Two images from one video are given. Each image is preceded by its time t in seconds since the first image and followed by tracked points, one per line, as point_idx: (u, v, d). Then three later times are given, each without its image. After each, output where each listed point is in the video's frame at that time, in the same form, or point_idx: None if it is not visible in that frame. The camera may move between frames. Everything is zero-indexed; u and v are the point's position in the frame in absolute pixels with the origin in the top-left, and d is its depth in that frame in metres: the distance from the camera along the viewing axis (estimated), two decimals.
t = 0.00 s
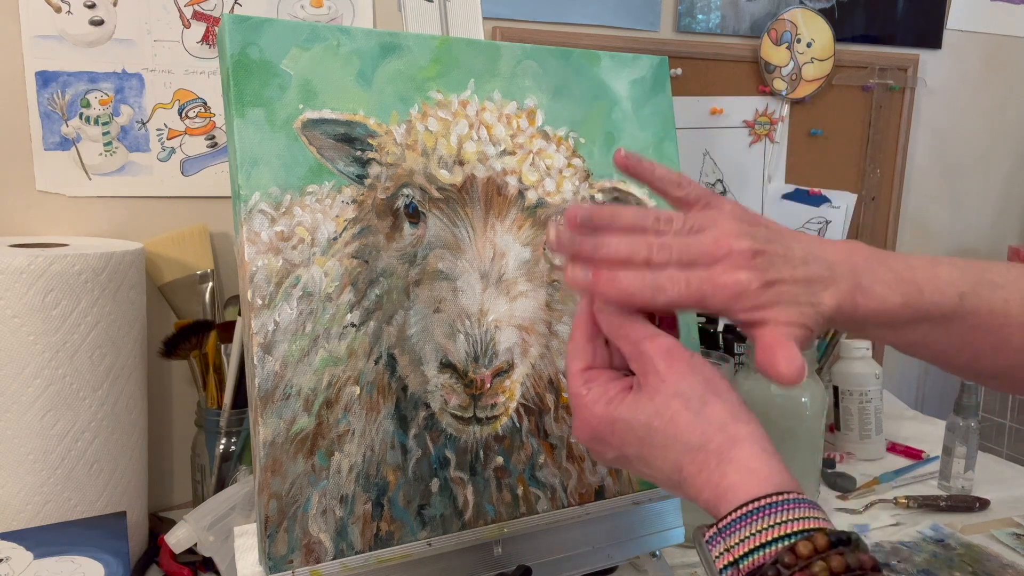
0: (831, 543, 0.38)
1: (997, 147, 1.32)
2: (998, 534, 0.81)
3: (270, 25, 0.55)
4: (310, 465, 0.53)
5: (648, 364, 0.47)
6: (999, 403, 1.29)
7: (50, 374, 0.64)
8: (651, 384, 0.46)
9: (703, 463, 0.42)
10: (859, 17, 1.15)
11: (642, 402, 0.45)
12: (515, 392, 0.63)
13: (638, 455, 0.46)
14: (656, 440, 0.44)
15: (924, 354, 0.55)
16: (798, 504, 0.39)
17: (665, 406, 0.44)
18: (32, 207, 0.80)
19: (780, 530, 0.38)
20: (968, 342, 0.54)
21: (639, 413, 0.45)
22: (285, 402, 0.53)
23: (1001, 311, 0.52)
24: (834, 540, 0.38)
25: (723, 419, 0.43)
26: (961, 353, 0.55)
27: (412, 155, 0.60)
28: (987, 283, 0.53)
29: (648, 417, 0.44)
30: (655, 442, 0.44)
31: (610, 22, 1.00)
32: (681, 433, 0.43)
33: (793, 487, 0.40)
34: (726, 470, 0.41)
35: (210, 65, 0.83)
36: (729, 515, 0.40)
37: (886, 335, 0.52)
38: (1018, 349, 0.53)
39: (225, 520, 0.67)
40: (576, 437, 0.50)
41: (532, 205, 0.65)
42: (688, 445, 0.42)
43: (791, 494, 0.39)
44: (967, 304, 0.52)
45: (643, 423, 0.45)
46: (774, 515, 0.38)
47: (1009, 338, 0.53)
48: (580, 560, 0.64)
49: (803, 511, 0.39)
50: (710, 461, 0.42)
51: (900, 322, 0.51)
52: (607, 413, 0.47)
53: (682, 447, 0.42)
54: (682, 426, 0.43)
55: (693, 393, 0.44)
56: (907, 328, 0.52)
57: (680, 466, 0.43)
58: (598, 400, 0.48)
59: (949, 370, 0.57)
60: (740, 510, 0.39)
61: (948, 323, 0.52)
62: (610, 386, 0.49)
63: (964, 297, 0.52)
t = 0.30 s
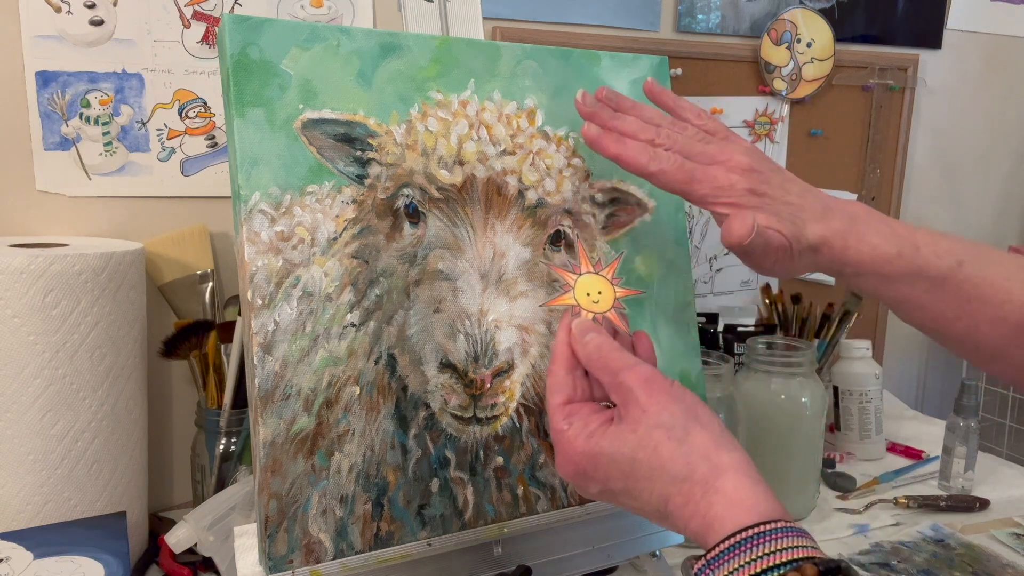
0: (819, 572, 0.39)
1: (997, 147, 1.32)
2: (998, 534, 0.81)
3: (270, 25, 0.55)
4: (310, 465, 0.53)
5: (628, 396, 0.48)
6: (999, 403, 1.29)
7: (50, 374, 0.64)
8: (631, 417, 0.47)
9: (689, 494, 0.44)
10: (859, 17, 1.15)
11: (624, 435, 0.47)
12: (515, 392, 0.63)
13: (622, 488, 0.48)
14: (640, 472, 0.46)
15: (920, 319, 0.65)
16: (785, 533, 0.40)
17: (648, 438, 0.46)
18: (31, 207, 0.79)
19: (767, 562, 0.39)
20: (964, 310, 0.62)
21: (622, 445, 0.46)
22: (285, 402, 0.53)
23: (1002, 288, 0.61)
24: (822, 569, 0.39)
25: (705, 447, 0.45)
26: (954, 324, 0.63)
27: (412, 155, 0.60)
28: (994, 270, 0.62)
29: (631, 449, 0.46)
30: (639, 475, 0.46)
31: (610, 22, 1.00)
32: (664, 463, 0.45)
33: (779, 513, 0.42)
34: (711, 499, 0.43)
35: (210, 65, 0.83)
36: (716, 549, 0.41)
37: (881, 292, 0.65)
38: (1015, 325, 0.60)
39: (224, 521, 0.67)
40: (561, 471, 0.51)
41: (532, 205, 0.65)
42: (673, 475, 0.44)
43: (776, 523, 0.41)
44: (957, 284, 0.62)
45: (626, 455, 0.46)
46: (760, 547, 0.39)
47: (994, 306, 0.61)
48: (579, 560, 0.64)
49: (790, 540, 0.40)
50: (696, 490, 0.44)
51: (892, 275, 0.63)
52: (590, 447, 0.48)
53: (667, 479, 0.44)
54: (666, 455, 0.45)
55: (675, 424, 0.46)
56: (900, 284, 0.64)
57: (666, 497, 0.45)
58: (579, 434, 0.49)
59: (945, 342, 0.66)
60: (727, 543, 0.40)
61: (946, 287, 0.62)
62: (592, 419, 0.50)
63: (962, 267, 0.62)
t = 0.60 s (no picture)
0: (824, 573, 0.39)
1: (997, 147, 1.32)
2: (998, 534, 0.81)
3: (270, 25, 0.55)
4: (310, 465, 0.53)
5: (632, 396, 0.48)
6: (999, 403, 1.29)
7: (50, 374, 0.64)
8: (635, 416, 0.48)
9: (693, 494, 0.44)
10: (859, 17, 1.15)
11: (628, 434, 0.47)
12: (515, 392, 0.63)
13: (627, 489, 0.48)
14: (645, 472, 0.46)
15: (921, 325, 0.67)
16: (790, 534, 0.40)
17: (652, 438, 0.46)
18: (31, 207, 0.80)
19: (773, 562, 0.39)
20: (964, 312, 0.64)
21: (627, 445, 0.46)
22: (285, 402, 0.53)
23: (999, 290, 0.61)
24: (827, 569, 0.39)
25: (709, 447, 0.45)
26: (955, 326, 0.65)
27: (412, 155, 0.60)
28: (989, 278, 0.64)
29: (635, 449, 0.46)
30: (643, 475, 0.46)
31: (610, 23, 1.00)
32: (667, 463, 0.45)
33: (781, 514, 0.42)
34: (715, 500, 0.43)
35: (210, 65, 0.83)
36: (721, 549, 0.41)
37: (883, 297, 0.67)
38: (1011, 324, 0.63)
39: (224, 521, 0.67)
40: (565, 472, 0.51)
41: (532, 205, 0.65)
42: (677, 476, 0.44)
43: (781, 523, 0.40)
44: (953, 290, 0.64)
45: (630, 455, 0.46)
46: (765, 547, 0.39)
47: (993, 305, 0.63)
48: (580, 560, 0.64)
49: (795, 540, 0.40)
50: (700, 491, 0.44)
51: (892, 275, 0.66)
52: (593, 447, 0.48)
53: (671, 479, 0.44)
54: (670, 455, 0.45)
55: (679, 424, 0.46)
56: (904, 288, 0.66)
57: (670, 497, 0.45)
58: (583, 434, 0.49)
59: (946, 347, 0.68)
60: (731, 543, 0.40)
61: (946, 288, 0.64)
62: (594, 419, 0.50)
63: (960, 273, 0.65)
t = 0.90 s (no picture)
0: (839, 571, 0.39)
1: (997, 147, 1.32)
2: (998, 534, 0.81)
3: (270, 26, 0.55)
4: (310, 465, 0.53)
5: (651, 387, 0.48)
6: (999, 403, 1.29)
7: (50, 374, 0.64)
8: (654, 406, 0.47)
9: (708, 487, 0.43)
10: (859, 17, 1.15)
11: (645, 421, 0.46)
12: (515, 392, 0.63)
13: (643, 474, 0.47)
14: (662, 460, 0.45)
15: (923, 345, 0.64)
16: (805, 531, 0.40)
17: (670, 427, 0.45)
18: (31, 207, 0.79)
19: (790, 558, 0.39)
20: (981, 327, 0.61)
21: (644, 432, 0.46)
22: (285, 402, 0.53)
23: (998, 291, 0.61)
24: (842, 568, 0.39)
25: (727, 441, 0.44)
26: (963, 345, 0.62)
27: (411, 155, 0.60)
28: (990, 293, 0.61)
29: (652, 437, 0.46)
30: (659, 463, 0.46)
31: (610, 22, 1.00)
32: (684, 454, 0.44)
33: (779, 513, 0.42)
34: (731, 493, 0.42)
35: (210, 65, 0.83)
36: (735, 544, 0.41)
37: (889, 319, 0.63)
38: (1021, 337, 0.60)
39: (224, 521, 0.67)
40: (582, 449, 0.52)
41: (532, 205, 0.65)
42: (693, 468, 0.44)
43: (796, 521, 0.40)
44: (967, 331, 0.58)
45: (648, 443, 0.46)
46: (780, 543, 0.39)
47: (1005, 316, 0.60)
48: (580, 560, 0.64)
49: (809, 539, 0.40)
50: (716, 484, 0.43)
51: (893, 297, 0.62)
52: (612, 431, 0.48)
53: (687, 470, 0.44)
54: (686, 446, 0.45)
55: (697, 416, 0.45)
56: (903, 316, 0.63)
57: (686, 488, 0.44)
58: (604, 418, 0.49)
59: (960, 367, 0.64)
60: (746, 538, 0.40)
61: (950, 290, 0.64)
62: (614, 405, 0.49)
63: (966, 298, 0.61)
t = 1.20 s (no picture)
0: (852, 567, 0.37)
1: (997, 147, 1.32)
2: (998, 534, 0.81)
3: (270, 26, 0.55)
4: (310, 465, 0.53)
5: (664, 377, 0.47)
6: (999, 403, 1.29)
7: (50, 374, 0.64)
8: (665, 398, 0.47)
9: (720, 481, 0.43)
10: (858, 17, 1.15)
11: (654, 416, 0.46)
12: (515, 392, 0.63)
13: (654, 465, 0.48)
14: (671, 454, 0.45)
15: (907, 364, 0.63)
16: (818, 525, 0.39)
17: (679, 420, 0.45)
18: (31, 207, 0.80)
19: (798, 553, 0.38)
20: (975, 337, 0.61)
21: (654, 427, 0.46)
22: (285, 402, 0.53)
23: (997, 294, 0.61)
24: (855, 563, 0.38)
25: (738, 433, 0.44)
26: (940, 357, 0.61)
27: (412, 155, 0.60)
28: (962, 301, 0.61)
29: (663, 430, 0.46)
30: (670, 455, 0.46)
31: (610, 23, 1.00)
32: (695, 448, 0.44)
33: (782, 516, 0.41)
34: (743, 487, 0.42)
35: (210, 65, 0.83)
36: (747, 538, 0.40)
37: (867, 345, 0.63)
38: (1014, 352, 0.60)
39: (224, 521, 0.67)
40: (595, 442, 0.52)
41: (532, 205, 0.65)
42: (703, 463, 0.44)
43: (809, 514, 0.39)
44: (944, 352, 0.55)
45: (658, 437, 0.46)
46: (790, 539, 0.39)
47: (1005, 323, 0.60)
48: (580, 560, 0.64)
49: (824, 533, 0.39)
50: (727, 479, 0.43)
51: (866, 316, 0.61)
52: (624, 424, 0.48)
53: (699, 463, 0.44)
54: (696, 440, 0.44)
55: (707, 408, 0.45)
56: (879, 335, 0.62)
57: (698, 481, 0.44)
58: (614, 411, 0.49)
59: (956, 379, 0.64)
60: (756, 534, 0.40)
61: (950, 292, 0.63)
62: (628, 396, 0.50)
63: (937, 311, 0.61)
